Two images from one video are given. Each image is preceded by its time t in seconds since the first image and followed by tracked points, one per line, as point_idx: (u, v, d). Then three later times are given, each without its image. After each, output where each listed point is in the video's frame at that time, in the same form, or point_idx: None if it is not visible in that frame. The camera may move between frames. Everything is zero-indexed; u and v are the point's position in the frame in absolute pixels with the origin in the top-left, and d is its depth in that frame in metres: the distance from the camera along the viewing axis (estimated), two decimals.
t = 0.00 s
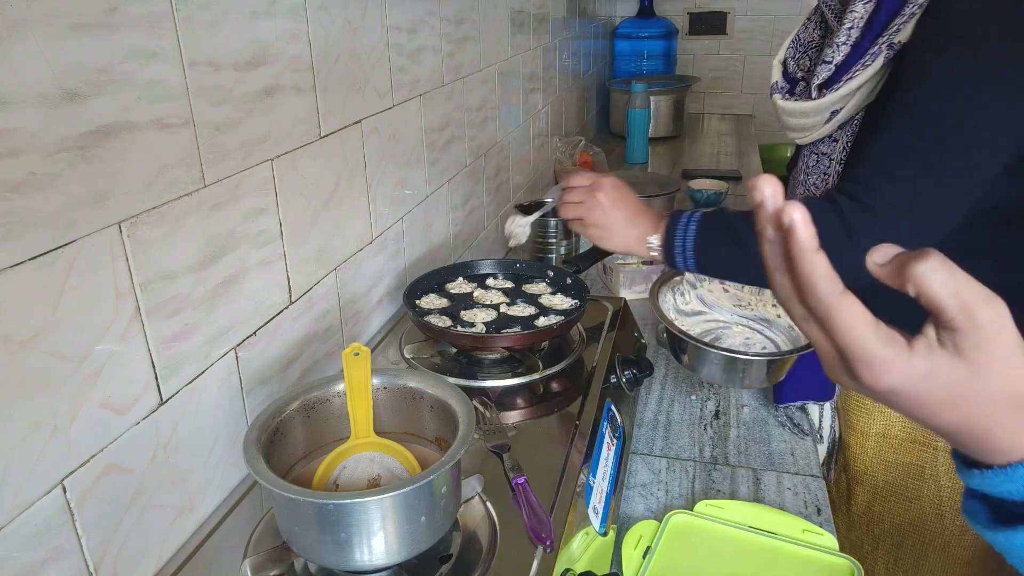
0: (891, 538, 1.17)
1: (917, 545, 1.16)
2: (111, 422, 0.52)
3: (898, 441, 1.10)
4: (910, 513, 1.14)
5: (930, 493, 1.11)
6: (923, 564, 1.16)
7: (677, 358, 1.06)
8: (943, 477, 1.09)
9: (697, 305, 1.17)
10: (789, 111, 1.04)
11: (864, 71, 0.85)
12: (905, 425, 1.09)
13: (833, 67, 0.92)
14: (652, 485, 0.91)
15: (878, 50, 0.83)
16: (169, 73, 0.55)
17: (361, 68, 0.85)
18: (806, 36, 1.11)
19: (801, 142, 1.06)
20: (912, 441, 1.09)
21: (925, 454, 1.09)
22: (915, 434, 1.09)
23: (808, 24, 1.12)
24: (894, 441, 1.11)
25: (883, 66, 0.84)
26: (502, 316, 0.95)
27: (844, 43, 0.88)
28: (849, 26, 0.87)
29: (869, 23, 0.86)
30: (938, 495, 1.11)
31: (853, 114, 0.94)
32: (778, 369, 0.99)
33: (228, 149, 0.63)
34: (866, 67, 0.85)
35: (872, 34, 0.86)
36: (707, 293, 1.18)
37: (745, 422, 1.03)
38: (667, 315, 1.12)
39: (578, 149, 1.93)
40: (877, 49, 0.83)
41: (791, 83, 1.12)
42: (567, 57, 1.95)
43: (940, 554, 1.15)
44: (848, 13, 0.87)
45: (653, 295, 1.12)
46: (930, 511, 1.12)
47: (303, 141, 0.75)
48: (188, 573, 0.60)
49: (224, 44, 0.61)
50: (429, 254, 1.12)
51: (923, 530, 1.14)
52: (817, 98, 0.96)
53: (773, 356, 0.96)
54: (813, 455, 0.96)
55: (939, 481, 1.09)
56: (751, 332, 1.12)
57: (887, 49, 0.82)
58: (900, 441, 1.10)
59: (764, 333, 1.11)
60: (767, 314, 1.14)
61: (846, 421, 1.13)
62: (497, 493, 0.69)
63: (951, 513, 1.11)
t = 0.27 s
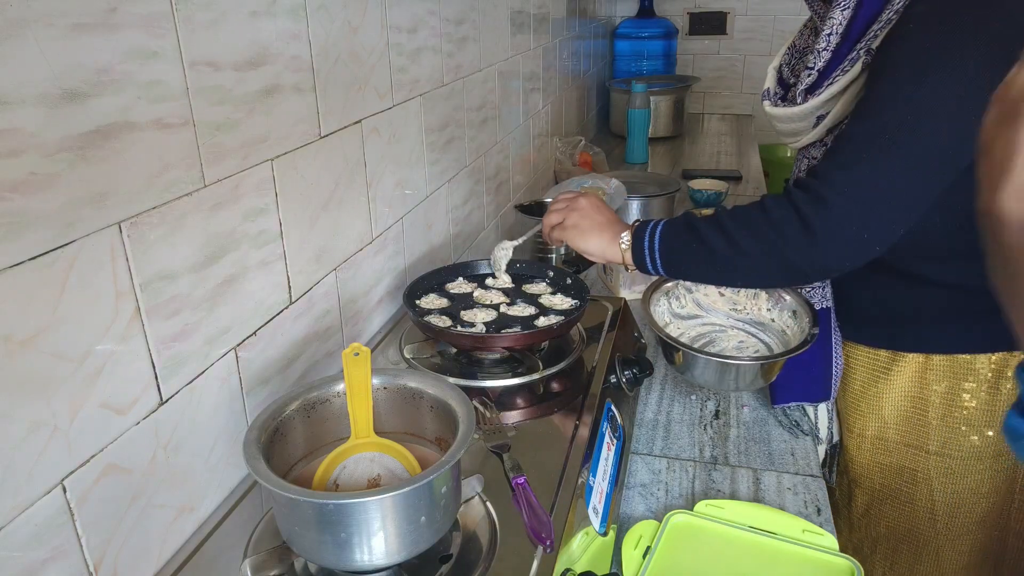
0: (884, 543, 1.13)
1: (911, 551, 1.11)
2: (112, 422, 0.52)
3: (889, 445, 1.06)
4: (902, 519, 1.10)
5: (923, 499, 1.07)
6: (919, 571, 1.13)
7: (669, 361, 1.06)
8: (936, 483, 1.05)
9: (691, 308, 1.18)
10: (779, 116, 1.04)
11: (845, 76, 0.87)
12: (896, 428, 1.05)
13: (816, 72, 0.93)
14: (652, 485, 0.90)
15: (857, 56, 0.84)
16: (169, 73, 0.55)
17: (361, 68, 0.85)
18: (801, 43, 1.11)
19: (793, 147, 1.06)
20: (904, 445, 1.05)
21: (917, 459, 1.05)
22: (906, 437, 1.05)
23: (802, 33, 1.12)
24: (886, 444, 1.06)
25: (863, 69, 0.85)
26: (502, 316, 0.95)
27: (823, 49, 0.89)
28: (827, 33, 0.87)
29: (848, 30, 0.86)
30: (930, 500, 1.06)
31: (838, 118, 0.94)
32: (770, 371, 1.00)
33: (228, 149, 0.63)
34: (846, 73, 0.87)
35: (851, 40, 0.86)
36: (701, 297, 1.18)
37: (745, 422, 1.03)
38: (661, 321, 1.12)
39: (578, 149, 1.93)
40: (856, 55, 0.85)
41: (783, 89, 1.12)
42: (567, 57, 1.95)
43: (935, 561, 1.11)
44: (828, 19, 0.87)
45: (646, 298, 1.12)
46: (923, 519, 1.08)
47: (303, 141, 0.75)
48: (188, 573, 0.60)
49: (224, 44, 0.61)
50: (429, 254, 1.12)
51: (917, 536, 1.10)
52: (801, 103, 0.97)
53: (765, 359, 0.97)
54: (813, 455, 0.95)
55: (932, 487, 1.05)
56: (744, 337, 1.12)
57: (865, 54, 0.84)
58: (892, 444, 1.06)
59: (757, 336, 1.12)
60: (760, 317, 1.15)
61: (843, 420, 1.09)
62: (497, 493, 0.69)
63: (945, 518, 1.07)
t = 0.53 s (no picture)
0: (884, 545, 1.13)
1: (910, 553, 1.11)
2: (111, 422, 0.52)
3: (891, 447, 1.06)
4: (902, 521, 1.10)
5: (923, 502, 1.06)
6: (920, 573, 1.12)
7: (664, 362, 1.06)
8: (936, 485, 1.04)
9: (686, 307, 1.18)
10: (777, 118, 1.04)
11: (845, 77, 0.87)
12: (897, 429, 1.04)
13: (815, 73, 0.93)
14: (652, 485, 0.91)
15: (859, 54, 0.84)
16: (169, 73, 0.55)
17: (360, 68, 0.85)
18: (800, 45, 1.11)
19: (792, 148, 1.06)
20: (905, 447, 1.05)
21: (918, 461, 1.04)
22: (907, 439, 1.04)
23: (800, 35, 1.12)
24: (886, 445, 1.06)
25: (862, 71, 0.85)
26: (502, 316, 0.95)
27: (823, 49, 0.89)
28: (828, 33, 0.87)
29: (847, 30, 0.86)
30: (930, 503, 1.06)
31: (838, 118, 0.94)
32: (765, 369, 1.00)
33: (228, 149, 0.63)
34: (845, 73, 0.87)
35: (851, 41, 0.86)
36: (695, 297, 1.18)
37: (745, 422, 1.03)
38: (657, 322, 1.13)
39: (578, 149, 1.93)
40: (855, 56, 0.86)
41: (782, 91, 1.12)
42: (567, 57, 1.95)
43: (935, 563, 1.10)
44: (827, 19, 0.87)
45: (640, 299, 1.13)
46: (923, 520, 1.07)
47: (303, 141, 0.75)
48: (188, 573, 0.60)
49: (224, 44, 0.61)
50: (429, 254, 1.12)
51: (917, 538, 1.09)
52: (801, 104, 0.96)
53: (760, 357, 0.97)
54: (813, 455, 0.95)
55: (931, 489, 1.05)
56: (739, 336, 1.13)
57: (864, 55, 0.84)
58: (893, 446, 1.06)
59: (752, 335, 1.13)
60: (754, 316, 1.15)
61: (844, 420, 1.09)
62: (497, 493, 0.69)
63: (945, 521, 1.06)
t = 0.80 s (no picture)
0: (889, 545, 1.13)
1: (916, 553, 1.11)
2: (111, 422, 0.52)
3: (895, 449, 1.05)
4: (907, 521, 1.10)
5: (928, 503, 1.06)
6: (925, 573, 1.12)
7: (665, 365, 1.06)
8: (941, 486, 1.04)
9: (689, 312, 1.18)
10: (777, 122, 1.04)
11: (846, 82, 0.87)
12: (902, 431, 1.04)
13: (817, 78, 0.92)
14: (652, 485, 0.90)
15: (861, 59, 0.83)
16: (169, 73, 0.55)
17: (361, 68, 0.85)
18: (800, 47, 1.11)
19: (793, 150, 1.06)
20: (909, 449, 1.04)
21: (922, 462, 1.04)
22: (912, 441, 1.04)
23: (801, 37, 1.11)
24: (891, 447, 1.06)
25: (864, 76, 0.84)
26: (502, 316, 0.95)
27: (826, 54, 0.88)
28: (829, 38, 0.86)
29: (850, 35, 0.85)
30: (935, 503, 1.06)
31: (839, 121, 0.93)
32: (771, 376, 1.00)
33: (228, 149, 0.63)
34: (846, 79, 0.87)
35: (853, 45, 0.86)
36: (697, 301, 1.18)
37: (745, 422, 1.03)
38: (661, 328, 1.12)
39: (578, 149, 1.93)
40: (857, 61, 0.85)
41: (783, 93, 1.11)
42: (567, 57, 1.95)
43: (940, 563, 1.10)
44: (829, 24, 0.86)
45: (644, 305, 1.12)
46: (928, 520, 1.07)
47: (303, 141, 0.75)
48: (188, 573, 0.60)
49: (224, 44, 0.61)
50: (429, 254, 1.12)
51: (922, 538, 1.09)
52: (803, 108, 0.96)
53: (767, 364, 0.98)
54: (813, 455, 0.95)
55: (937, 490, 1.05)
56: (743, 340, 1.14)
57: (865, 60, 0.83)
58: (897, 448, 1.05)
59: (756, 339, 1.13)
60: (756, 321, 1.16)
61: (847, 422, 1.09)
62: (497, 493, 0.69)
63: (950, 521, 1.06)
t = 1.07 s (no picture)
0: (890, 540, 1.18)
1: (916, 547, 1.16)
2: (111, 422, 0.52)
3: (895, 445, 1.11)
4: (907, 517, 1.15)
5: (929, 499, 1.12)
6: (924, 567, 1.18)
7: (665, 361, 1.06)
8: (941, 482, 1.09)
9: (687, 308, 1.18)
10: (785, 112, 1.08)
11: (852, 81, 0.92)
12: (902, 429, 1.10)
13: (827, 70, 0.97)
14: (652, 485, 0.91)
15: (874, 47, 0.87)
16: (170, 73, 0.55)
17: (361, 68, 0.85)
18: (804, 40, 1.15)
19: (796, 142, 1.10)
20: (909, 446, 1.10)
21: (922, 458, 1.10)
22: (911, 439, 1.10)
23: (806, 29, 1.15)
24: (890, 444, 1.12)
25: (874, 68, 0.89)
26: (502, 316, 0.95)
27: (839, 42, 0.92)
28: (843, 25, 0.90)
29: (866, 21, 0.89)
30: (935, 500, 1.11)
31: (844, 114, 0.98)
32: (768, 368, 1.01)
33: (228, 149, 0.63)
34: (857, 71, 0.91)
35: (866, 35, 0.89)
36: (696, 298, 1.19)
37: (745, 422, 1.03)
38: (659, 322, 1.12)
39: (578, 149, 1.93)
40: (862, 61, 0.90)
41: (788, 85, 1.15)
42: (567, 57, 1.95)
43: (939, 557, 1.16)
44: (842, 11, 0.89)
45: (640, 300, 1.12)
46: (927, 517, 1.13)
47: (303, 141, 0.75)
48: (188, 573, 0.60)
49: (224, 44, 0.61)
50: (429, 254, 1.12)
51: (922, 533, 1.15)
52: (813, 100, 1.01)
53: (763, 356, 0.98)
54: (813, 455, 0.95)
55: (937, 487, 1.10)
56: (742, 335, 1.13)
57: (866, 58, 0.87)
58: (897, 445, 1.11)
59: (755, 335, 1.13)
60: (755, 317, 1.16)
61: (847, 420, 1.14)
62: (497, 493, 0.69)
63: (949, 518, 1.12)
